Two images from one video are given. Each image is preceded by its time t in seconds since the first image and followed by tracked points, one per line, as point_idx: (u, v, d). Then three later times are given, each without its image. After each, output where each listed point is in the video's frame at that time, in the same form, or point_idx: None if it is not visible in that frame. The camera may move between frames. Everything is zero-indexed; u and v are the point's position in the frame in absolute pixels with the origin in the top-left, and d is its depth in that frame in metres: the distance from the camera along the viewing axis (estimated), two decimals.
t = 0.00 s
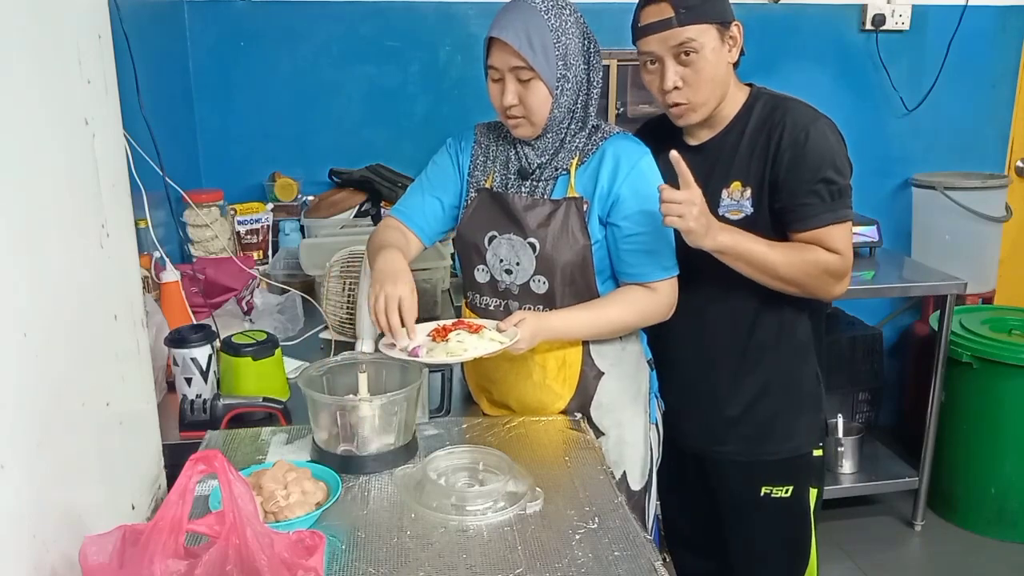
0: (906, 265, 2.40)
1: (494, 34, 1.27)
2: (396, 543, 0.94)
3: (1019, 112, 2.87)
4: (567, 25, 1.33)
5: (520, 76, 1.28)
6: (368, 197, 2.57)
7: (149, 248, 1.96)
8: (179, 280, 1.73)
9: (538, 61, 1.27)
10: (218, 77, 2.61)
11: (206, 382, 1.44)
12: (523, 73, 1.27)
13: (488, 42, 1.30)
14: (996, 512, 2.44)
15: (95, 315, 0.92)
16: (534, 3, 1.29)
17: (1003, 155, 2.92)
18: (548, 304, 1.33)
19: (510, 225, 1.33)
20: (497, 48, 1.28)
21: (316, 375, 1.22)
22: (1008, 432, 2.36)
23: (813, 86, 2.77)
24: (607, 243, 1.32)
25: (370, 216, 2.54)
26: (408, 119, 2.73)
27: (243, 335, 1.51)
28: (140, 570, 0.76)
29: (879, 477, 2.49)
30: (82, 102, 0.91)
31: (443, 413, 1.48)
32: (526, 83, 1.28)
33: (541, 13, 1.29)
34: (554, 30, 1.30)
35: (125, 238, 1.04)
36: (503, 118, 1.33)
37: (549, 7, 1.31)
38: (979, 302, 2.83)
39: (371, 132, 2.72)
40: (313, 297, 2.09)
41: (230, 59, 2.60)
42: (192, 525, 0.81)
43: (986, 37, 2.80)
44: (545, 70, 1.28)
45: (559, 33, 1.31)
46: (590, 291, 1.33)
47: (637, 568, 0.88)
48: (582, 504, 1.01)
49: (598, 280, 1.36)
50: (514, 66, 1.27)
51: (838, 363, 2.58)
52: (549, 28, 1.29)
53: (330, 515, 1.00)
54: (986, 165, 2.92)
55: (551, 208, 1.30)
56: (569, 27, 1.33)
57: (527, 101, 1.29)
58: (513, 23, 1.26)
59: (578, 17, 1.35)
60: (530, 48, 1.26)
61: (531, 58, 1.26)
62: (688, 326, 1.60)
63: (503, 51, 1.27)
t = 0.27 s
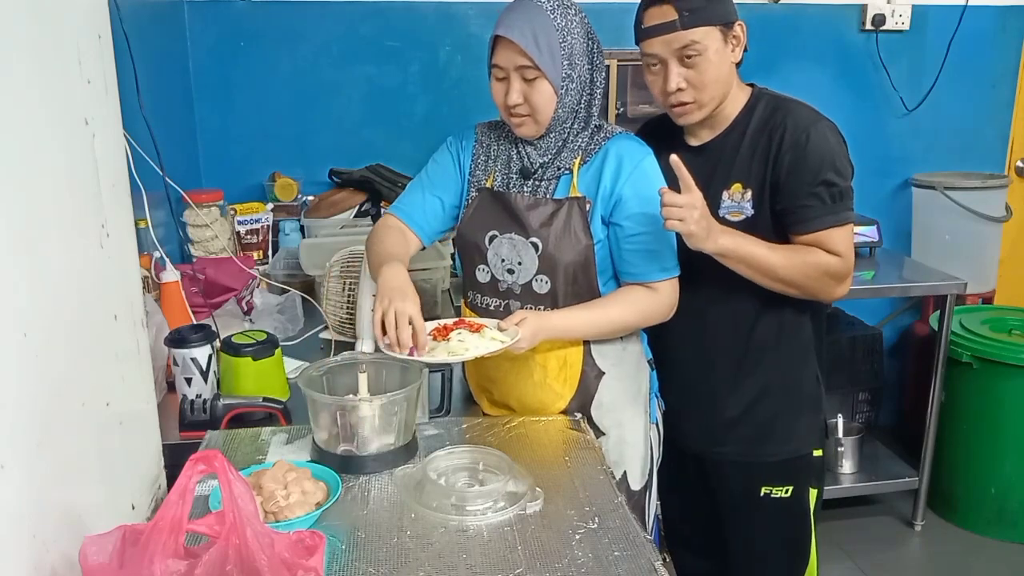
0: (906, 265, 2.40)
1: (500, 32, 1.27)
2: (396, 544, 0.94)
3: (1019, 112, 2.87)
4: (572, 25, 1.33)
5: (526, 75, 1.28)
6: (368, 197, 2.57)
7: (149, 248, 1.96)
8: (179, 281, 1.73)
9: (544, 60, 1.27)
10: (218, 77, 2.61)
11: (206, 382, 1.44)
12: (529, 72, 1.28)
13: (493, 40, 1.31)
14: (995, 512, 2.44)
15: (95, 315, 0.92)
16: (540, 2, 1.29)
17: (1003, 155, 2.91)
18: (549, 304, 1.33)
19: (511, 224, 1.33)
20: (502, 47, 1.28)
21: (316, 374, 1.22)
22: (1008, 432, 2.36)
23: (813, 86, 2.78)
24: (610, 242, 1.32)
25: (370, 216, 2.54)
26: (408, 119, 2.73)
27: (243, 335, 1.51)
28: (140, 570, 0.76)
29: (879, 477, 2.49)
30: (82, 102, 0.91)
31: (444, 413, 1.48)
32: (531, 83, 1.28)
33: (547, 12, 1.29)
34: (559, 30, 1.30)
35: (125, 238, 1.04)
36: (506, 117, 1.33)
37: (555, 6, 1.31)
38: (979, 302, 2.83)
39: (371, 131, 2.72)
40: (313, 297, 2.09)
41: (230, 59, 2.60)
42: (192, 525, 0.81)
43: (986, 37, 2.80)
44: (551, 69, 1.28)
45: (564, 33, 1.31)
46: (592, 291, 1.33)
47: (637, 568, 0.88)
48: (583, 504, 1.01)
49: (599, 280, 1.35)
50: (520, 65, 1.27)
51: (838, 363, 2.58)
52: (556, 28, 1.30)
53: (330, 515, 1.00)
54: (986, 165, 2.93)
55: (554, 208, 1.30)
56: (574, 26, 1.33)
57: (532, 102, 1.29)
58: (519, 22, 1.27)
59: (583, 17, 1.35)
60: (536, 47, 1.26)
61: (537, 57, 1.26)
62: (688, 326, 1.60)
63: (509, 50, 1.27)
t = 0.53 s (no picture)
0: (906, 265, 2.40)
1: (503, 31, 1.27)
2: (396, 544, 0.94)
3: (1019, 112, 2.88)
4: (576, 26, 1.33)
5: (528, 75, 1.28)
6: (368, 197, 2.57)
7: (149, 248, 1.96)
8: (179, 280, 1.73)
9: (548, 60, 1.27)
10: (218, 76, 2.61)
11: (206, 382, 1.44)
12: (531, 72, 1.28)
13: (496, 39, 1.31)
14: (995, 512, 2.44)
15: (95, 315, 0.92)
16: (545, 2, 1.30)
17: (1003, 155, 2.92)
18: (549, 305, 1.33)
19: (511, 225, 1.33)
20: (505, 46, 1.28)
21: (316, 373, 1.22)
22: (1008, 432, 2.36)
23: (813, 86, 2.78)
24: (609, 244, 1.32)
25: (370, 216, 2.54)
26: (408, 119, 2.73)
27: (243, 335, 1.51)
28: (140, 570, 0.76)
29: (879, 477, 2.49)
30: (82, 102, 0.91)
31: (444, 413, 1.48)
32: (533, 82, 1.28)
33: (551, 12, 1.29)
34: (563, 30, 1.30)
35: (125, 238, 1.04)
36: (507, 116, 1.33)
37: (559, 6, 1.31)
38: (979, 302, 2.83)
39: (371, 131, 2.73)
40: (313, 297, 2.09)
41: (230, 59, 2.60)
42: (193, 525, 0.81)
43: (986, 37, 2.80)
44: (554, 70, 1.28)
45: (568, 33, 1.31)
46: (592, 292, 1.33)
47: (638, 568, 0.88)
48: (583, 504, 1.01)
49: (598, 282, 1.35)
50: (523, 64, 1.27)
51: (838, 363, 2.58)
52: (559, 28, 1.30)
53: (330, 515, 1.00)
54: (986, 165, 2.93)
55: (554, 209, 1.30)
56: (578, 27, 1.33)
57: (534, 102, 1.29)
58: (523, 21, 1.27)
59: (587, 18, 1.35)
60: (540, 47, 1.26)
61: (540, 57, 1.26)
62: (688, 327, 1.60)
63: (512, 49, 1.27)
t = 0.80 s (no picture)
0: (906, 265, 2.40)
1: (506, 27, 1.28)
2: (396, 544, 0.94)
3: (1019, 113, 2.88)
4: (577, 25, 1.33)
5: (529, 71, 1.28)
6: (368, 197, 2.57)
7: (149, 248, 1.96)
8: (179, 280, 1.73)
9: (548, 57, 1.28)
10: (218, 76, 2.61)
11: (206, 382, 1.44)
12: (532, 69, 1.28)
13: (497, 36, 1.31)
14: (996, 512, 2.44)
15: (95, 315, 0.92)
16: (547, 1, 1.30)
17: (1003, 155, 2.92)
18: (548, 305, 1.33)
19: (510, 225, 1.33)
20: (506, 42, 1.28)
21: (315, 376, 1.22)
22: (1008, 432, 2.36)
23: (813, 86, 2.78)
24: (607, 245, 1.32)
25: (370, 216, 2.54)
26: (408, 120, 2.73)
27: (243, 335, 1.51)
28: (140, 570, 0.76)
29: (879, 477, 2.49)
30: (82, 101, 0.91)
31: (443, 413, 1.48)
32: (533, 79, 1.28)
33: (553, 11, 1.30)
34: (565, 29, 1.31)
35: (125, 238, 1.04)
36: (507, 113, 1.33)
37: (561, 5, 1.31)
38: (979, 302, 2.83)
39: (371, 131, 2.72)
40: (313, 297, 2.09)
41: (230, 59, 2.60)
42: (192, 525, 0.81)
43: (986, 37, 2.80)
44: (555, 67, 1.28)
45: (569, 31, 1.31)
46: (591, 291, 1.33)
47: (638, 568, 0.88)
48: (583, 504, 1.01)
49: (597, 282, 1.36)
50: (524, 61, 1.27)
51: (837, 363, 2.58)
52: (561, 27, 1.30)
53: (330, 515, 1.00)
54: (986, 165, 2.93)
55: (551, 209, 1.30)
56: (579, 26, 1.33)
57: (534, 99, 1.29)
58: (525, 18, 1.27)
59: (589, 18, 1.35)
60: (541, 44, 1.27)
61: (541, 53, 1.26)
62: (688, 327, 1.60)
63: (514, 46, 1.27)
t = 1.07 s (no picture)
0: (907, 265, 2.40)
1: (508, 26, 1.27)
2: (396, 544, 0.94)
3: (1019, 113, 2.88)
4: (579, 26, 1.33)
5: (530, 71, 1.28)
6: (368, 197, 2.57)
7: (149, 248, 1.96)
8: (179, 280, 1.73)
9: (550, 57, 1.28)
10: (218, 76, 2.61)
11: (206, 382, 1.44)
12: (534, 68, 1.27)
13: (498, 36, 1.31)
14: (996, 513, 2.44)
15: (95, 316, 0.92)
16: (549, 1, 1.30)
17: (1003, 155, 2.92)
18: (548, 306, 1.33)
19: (511, 226, 1.33)
20: (508, 42, 1.28)
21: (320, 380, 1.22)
22: (1008, 432, 2.36)
23: (813, 86, 2.78)
24: (607, 245, 1.32)
25: (370, 216, 2.54)
26: (408, 120, 2.73)
27: (243, 334, 1.51)
28: (140, 570, 0.76)
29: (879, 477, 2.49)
30: (82, 101, 0.91)
31: (443, 413, 1.48)
32: (534, 79, 1.28)
33: (555, 11, 1.30)
34: (567, 29, 1.31)
35: (125, 238, 1.04)
36: (506, 113, 1.32)
37: (562, 6, 1.31)
38: (979, 302, 2.83)
39: (371, 131, 2.72)
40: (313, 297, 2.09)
41: (230, 59, 2.60)
42: (192, 525, 0.81)
43: (986, 37, 2.80)
44: (555, 67, 1.28)
45: (571, 32, 1.31)
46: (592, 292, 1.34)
47: (638, 568, 0.88)
48: (583, 504, 1.01)
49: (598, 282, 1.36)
50: (525, 60, 1.27)
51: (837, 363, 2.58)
52: (562, 27, 1.30)
53: (330, 515, 1.00)
54: (986, 165, 2.93)
55: (551, 210, 1.30)
56: (580, 27, 1.33)
57: (534, 99, 1.29)
58: (528, 18, 1.27)
59: (590, 19, 1.35)
60: (543, 43, 1.27)
61: (543, 53, 1.26)
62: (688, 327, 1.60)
63: (516, 45, 1.27)
